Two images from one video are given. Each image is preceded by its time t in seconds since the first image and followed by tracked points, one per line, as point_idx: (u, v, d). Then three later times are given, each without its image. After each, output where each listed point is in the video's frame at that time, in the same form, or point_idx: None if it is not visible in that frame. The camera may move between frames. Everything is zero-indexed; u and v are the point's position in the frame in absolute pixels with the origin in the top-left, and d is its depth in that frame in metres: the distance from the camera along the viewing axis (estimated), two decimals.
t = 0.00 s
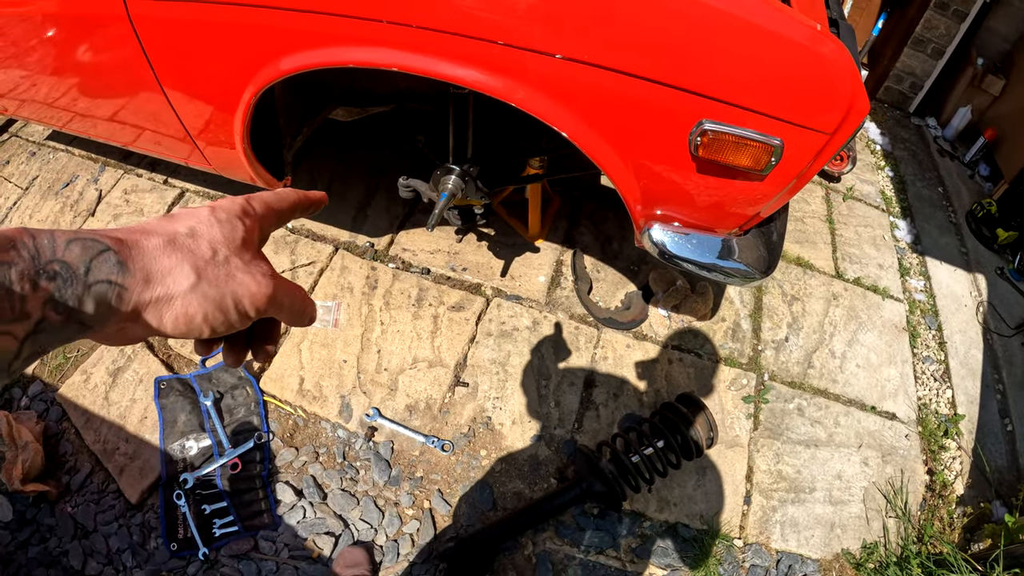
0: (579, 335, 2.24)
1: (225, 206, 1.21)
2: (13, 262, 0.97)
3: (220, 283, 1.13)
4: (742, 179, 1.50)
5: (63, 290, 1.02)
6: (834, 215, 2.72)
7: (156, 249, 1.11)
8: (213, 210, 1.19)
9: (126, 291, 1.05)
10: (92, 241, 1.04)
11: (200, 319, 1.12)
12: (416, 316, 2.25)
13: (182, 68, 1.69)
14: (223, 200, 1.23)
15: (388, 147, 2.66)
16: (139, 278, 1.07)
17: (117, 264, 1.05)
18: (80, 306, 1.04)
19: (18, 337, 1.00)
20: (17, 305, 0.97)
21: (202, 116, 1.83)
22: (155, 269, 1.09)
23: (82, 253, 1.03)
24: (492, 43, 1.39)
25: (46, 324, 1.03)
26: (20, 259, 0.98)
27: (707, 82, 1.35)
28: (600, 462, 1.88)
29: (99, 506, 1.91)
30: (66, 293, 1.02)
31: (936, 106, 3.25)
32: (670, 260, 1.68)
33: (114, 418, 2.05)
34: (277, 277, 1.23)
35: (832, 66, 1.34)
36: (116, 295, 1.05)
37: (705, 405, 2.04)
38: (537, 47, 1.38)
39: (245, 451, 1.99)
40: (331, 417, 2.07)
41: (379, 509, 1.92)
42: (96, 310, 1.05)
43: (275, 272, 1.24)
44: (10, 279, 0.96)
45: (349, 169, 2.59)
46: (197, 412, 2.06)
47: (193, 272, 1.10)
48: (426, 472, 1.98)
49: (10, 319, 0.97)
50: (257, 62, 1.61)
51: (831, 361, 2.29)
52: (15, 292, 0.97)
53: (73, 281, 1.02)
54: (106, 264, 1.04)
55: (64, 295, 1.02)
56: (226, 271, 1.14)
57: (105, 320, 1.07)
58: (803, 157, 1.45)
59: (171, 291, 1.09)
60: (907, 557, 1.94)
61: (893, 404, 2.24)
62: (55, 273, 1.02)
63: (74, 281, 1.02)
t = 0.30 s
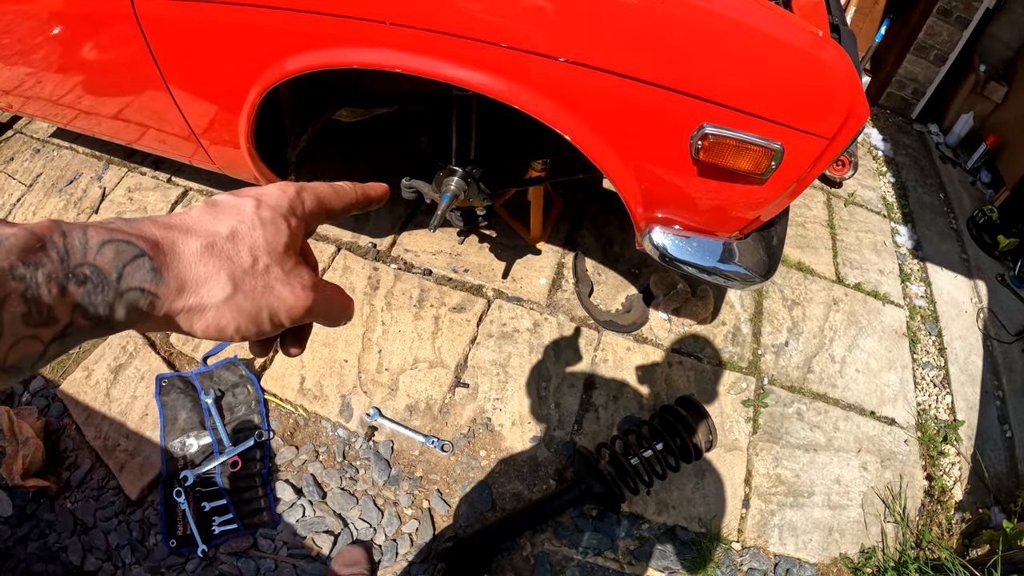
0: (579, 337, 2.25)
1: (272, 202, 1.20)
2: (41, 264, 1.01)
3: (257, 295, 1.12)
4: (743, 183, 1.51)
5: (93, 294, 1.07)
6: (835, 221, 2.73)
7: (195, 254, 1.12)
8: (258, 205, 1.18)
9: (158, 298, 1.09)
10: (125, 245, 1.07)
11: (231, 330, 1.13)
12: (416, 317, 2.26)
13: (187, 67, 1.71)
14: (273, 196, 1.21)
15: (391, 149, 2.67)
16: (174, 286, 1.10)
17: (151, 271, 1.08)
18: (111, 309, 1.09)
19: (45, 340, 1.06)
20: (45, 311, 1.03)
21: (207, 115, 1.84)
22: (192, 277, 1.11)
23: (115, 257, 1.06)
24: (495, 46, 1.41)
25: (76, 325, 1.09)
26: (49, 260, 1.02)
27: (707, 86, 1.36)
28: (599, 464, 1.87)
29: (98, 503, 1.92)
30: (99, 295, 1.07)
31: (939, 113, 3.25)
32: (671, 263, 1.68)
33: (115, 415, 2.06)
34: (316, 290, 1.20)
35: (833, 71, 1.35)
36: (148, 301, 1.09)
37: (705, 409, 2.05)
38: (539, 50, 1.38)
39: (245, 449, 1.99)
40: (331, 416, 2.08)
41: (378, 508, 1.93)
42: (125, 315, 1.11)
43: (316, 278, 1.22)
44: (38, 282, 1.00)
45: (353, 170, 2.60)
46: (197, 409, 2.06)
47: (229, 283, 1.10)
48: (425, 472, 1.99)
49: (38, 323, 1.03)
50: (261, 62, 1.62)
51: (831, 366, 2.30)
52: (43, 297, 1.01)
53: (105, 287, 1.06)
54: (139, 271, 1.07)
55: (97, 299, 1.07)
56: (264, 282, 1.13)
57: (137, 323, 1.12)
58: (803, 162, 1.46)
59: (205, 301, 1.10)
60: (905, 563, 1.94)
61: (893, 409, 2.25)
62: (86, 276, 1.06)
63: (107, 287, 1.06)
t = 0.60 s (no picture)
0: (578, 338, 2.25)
1: (296, 228, 1.07)
2: (51, 296, 0.92)
3: (274, 325, 1.05)
4: (743, 184, 1.51)
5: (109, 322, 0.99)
6: (836, 225, 2.72)
7: (213, 283, 1.01)
8: (281, 229, 1.06)
9: (174, 326, 1.01)
10: (140, 274, 0.97)
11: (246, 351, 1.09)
12: (415, 317, 2.26)
13: (190, 65, 1.71)
14: (299, 215, 1.08)
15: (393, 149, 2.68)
16: (189, 315, 1.01)
17: (166, 304, 0.98)
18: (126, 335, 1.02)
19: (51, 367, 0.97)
20: (54, 344, 0.94)
21: (209, 113, 1.85)
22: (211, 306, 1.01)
23: (131, 288, 0.97)
24: (497, 45, 1.41)
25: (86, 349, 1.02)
26: (60, 291, 0.93)
27: (708, 87, 1.36)
28: (597, 466, 1.86)
29: (95, 499, 1.92)
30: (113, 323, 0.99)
31: (941, 118, 3.25)
32: (671, 264, 1.68)
33: (113, 411, 2.06)
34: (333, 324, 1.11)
35: (834, 73, 1.35)
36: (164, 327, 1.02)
37: (704, 411, 2.04)
38: (540, 49, 1.39)
39: (242, 447, 1.98)
40: (329, 415, 2.08)
41: (375, 508, 1.93)
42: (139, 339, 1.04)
43: (339, 303, 1.13)
44: (49, 316, 0.92)
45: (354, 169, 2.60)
46: (195, 406, 2.06)
47: (248, 316, 1.02)
48: (423, 472, 1.99)
49: (45, 355, 0.94)
50: (263, 60, 1.63)
51: (830, 370, 2.29)
52: (53, 330, 0.93)
53: (121, 315, 0.98)
54: (154, 303, 0.98)
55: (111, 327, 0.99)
56: (281, 315, 1.05)
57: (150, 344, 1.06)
58: (804, 163, 1.46)
59: (219, 329, 1.02)
60: (903, 568, 1.93)
61: (892, 414, 2.24)
62: (100, 307, 0.97)
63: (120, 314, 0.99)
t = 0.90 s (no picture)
0: (575, 341, 2.25)
1: (285, 150, 1.32)
2: (71, 217, 1.07)
3: (292, 227, 1.25)
4: (739, 188, 1.51)
5: (125, 245, 1.13)
6: (835, 231, 2.72)
7: (222, 195, 1.21)
8: (274, 153, 1.31)
9: (192, 242, 1.18)
10: (153, 192, 1.15)
11: (271, 261, 1.26)
12: (412, 318, 2.26)
13: (189, 64, 1.72)
14: (285, 145, 1.34)
15: (392, 150, 2.68)
16: (207, 228, 1.19)
17: (180, 216, 1.17)
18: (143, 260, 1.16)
19: (76, 296, 1.13)
20: (77, 268, 1.09)
21: (208, 112, 1.86)
22: (225, 218, 1.20)
23: (144, 205, 1.14)
24: (494, 48, 1.41)
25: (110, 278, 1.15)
26: (79, 212, 1.08)
27: (704, 90, 1.36)
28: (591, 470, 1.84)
29: (90, 496, 1.92)
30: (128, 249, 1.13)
31: (942, 124, 3.24)
32: (667, 268, 1.68)
33: (109, 409, 2.07)
34: (354, 228, 1.32)
35: (830, 77, 1.35)
36: (182, 246, 1.17)
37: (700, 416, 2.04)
38: (537, 52, 1.39)
39: (238, 446, 1.99)
40: (325, 415, 2.08)
41: (369, 508, 1.93)
42: (158, 262, 1.19)
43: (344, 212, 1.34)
44: (69, 236, 1.07)
45: (353, 171, 2.61)
46: (191, 404, 2.07)
47: (264, 219, 1.22)
48: (418, 473, 1.99)
49: (69, 279, 1.09)
50: (262, 60, 1.63)
51: (827, 375, 2.29)
52: (76, 250, 1.07)
53: (135, 235, 1.13)
54: (169, 216, 1.16)
55: (127, 250, 1.13)
56: (295, 215, 1.26)
57: (169, 268, 1.21)
58: (799, 167, 1.45)
59: (242, 238, 1.22)
60: None
61: (890, 421, 2.23)
62: (116, 227, 1.12)
63: (137, 237, 1.13)
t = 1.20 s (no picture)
0: (573, 345, 2.25)
1: (288, 162, 1.32)
2: (78, 222, 1.07)
3: (292, 238, 1.26)
4: (738, 195, 1.50)
5: (130, 250, 1.12)
6: (835, 236, 2.71)
7: (225, 203, 1.21)
8: (277, 165, 1.30)
9: (196, 248, 1.17)
10: (159, 199, 1.14)
11: (271, 270, 1.26)
12: (410, 321, 2.26)
13: (189, 66, 1.72)
14: (289, 157, 1.34)
15: (392, 153, 2.69)
16: (209, 235, 1.18)
17: (185, 222, 1.16)
18: (147, 264, 1.15)
19: (81, 298, 1.13)
20: (82, 271, 1.09)
21: (207, 114, 1.86)
22: (228, 224, 1.20)
23: (149, 211, 1.13)
24: (492, 52, 1.41)
25: (114, 281, 1.15)
26: (86, 217, 1.07)
27: (703, 96, 1.36)
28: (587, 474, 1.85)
29: (87, 496, 1.92)
30: (133, 254, 1.12)
31: (943, 130, 3.24)
32: (664, 274, 1.68)
33: (107, 409, 2.07)
34: (353, 240, 1.33)
35: (830, 83, 1.35)
36: (185, 252, 1.17)
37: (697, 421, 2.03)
38: (535, 57, 1.39)
39: (235, 447, 1.99)
40: (322, 418, 2.08)
41: (366, 511, 1.92)
42: (161, 267, 1.18)
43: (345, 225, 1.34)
44: (76, 240, 1.06)
45: (352, 173, 2.62)
46: (188, 405, 2.06)
47: (265, 228, 1.22)
48: (414, 477, 1.98)
49: (74, 283, 1.10)
50: (262, 63, 1.64)
51: (826, 381, 2.28)
52: (82, 255, 1.07)
53: (140, 241, 1.12)
54: (173, 223, 1.15)
55: (132, 255, 1.12)
56: (296, 226, 1.26)
57: (172, 273, 1.20)
58: (798, 174, 1.45)
59: (244, 247, 1.22)
60: None
61: (888, 427, 2.22)
62: (122, 232, 1.11)
63: (142, 242, 1.13)
